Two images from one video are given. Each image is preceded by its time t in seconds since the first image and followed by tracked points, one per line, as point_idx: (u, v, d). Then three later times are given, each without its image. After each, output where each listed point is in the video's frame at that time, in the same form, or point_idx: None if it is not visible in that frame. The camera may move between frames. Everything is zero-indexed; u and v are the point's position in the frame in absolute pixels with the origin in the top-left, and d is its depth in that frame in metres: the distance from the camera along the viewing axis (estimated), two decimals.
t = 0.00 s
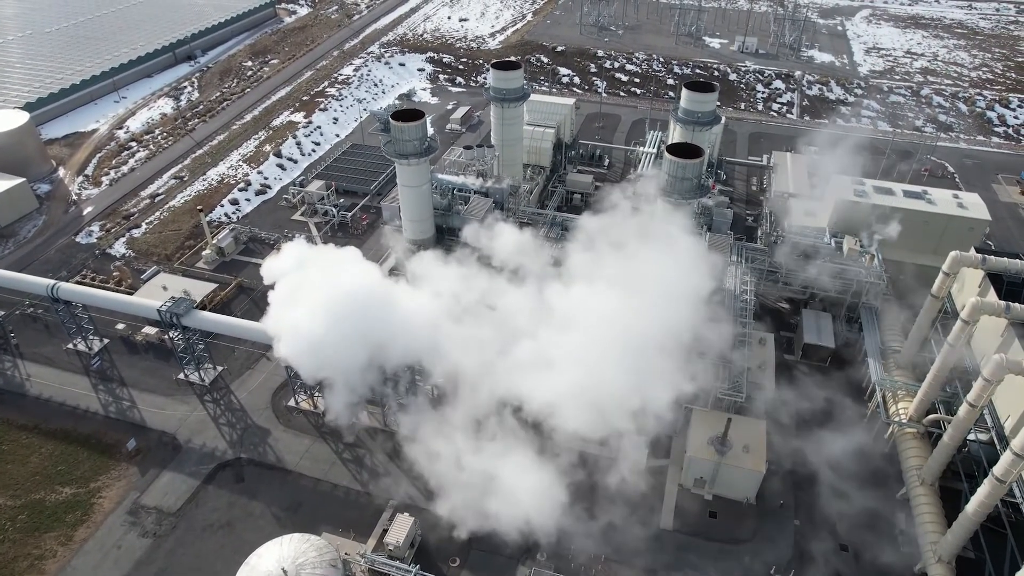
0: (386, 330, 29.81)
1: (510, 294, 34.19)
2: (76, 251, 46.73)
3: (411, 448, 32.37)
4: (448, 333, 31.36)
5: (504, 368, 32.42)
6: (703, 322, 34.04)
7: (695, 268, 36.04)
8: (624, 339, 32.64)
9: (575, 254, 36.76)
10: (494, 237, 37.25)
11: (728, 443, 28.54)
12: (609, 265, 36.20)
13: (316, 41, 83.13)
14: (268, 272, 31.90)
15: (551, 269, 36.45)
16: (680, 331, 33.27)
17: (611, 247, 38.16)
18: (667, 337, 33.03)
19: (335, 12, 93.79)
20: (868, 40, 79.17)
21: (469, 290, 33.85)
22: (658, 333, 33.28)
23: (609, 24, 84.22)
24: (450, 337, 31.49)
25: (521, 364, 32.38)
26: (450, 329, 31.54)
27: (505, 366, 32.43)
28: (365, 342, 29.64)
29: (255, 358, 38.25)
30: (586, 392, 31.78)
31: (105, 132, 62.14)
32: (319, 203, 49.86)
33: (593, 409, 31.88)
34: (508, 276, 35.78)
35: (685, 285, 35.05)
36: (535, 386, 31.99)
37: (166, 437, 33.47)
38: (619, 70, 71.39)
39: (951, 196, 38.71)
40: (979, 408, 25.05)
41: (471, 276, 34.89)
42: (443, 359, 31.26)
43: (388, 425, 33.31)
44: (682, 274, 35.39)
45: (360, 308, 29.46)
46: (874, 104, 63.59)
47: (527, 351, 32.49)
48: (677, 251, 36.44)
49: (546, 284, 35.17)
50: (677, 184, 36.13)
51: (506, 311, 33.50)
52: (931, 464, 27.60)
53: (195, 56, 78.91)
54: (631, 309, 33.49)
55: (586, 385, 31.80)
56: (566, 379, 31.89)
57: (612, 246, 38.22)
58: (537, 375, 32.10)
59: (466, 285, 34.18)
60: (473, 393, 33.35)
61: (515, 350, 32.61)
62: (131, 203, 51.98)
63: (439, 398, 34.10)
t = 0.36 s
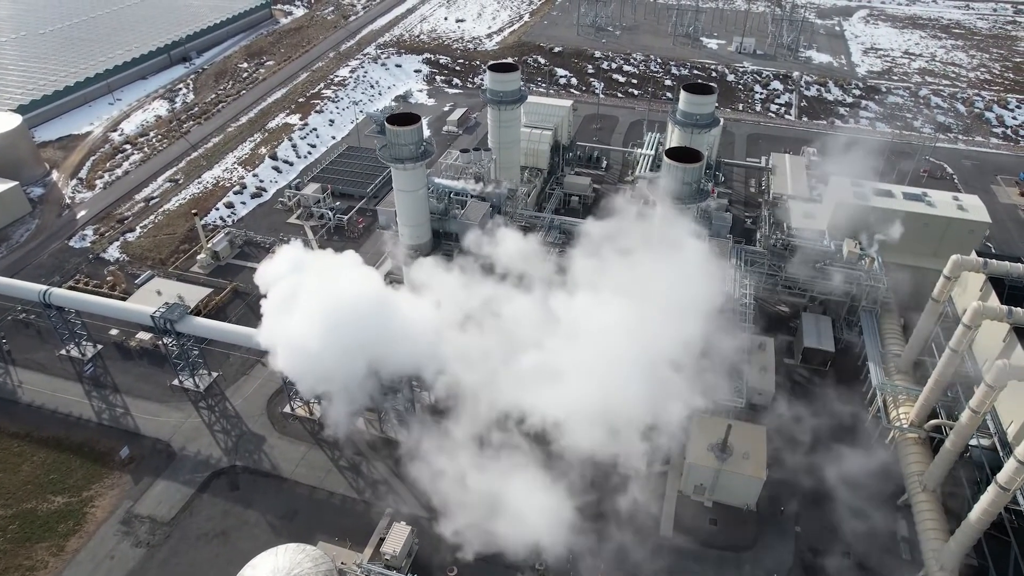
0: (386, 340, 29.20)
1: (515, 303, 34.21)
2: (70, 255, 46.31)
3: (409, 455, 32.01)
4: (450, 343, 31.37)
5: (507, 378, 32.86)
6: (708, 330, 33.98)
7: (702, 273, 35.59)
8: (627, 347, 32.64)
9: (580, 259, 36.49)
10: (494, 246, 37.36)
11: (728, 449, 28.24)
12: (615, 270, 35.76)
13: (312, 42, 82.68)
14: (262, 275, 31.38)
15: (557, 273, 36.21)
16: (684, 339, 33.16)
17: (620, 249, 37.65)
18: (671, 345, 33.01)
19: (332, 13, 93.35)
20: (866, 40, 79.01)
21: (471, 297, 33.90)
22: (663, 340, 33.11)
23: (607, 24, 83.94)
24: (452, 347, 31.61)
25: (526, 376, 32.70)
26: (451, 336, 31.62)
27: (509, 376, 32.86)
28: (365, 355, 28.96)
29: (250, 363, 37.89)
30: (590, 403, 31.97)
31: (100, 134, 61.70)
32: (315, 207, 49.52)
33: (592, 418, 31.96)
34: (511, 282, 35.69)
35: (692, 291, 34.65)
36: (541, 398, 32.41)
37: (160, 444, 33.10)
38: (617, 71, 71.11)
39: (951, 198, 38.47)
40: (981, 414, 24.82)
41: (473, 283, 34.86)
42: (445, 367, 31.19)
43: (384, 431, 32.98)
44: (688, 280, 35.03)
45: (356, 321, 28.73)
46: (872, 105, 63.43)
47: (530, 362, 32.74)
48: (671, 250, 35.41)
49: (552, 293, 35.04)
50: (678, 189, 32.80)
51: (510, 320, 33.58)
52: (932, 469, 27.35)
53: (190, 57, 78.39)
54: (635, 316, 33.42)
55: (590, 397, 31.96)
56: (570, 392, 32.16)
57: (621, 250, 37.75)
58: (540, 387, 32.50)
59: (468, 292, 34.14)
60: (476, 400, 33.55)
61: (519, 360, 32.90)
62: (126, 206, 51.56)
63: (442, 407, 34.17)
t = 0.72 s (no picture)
0: (385, 347, 29.04)
1: (520, 312, 33.25)
2: (63, 260, 45.84)
3: (406, 463, 31.66)
4: (452, 352, 30.86)
5: (511, 391, 31.64)
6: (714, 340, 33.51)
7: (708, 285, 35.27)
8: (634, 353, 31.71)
9: (583, 269, 36.35)
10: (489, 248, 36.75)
11: (728, 456, 27.96)
12: (623, 280, 34.90)
13: (308, 44, 82.28)
14: (256, 280, 30.96)
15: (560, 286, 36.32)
16: (692, 348, 32.46)
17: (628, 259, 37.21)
18: (680, 355, 31.94)
19: (328, 14, 92.96)
20: (864, 41, 78.86)
21: (474, 305, 33.39)
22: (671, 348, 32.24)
23: (604, 25, 83.68)
24: (453, 357, 30.72)
25: (531, 389, 31.49)
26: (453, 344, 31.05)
27: (512, 389, 31.64)
28: (362, 363, 28.81)
29: (245, 369, 37.51)
30: (596, 417, 30.71)
31: (94, 137, 61.22)
32: (311, 210, 49.12)
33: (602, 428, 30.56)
34: (510, 288, 35.47)
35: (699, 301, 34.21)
36: (544, 412, 31.17)
37: (154, 452, 32.69)
38: (614, 72, 70.84)
39: (951, 201, 38.17)
40: (984, 420, 24.56)
41: (475, 291, 34.46)
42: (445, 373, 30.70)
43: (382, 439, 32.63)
44: (697, 288, 34.36)
45: (354, 328, 28.54)
46: (870, 106, 63.26)
47: (535, 374, 31.53)
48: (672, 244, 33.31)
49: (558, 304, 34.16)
50: (676, 193, 31.22)
51: (515, 331, 32.64)
52: (935, 475, 27.10)
53: (185, 59, 77.87)
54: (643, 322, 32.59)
55: (596, 412, 30.69)
56: (576, 405, 30.96)
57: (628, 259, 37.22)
58: (545, 401, 31.25)
59: (470, 302, 33.50)
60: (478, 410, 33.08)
61: (523, 372, 31.71)
62: (120, 210, 51.11)
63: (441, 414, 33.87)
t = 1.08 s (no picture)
0: (382, 356, 28.45)
1: (525, 326, 33.61)
2: (56, 264, 45.39)
3: (403, 471, 31.31)
4: (455, 362, 30.60)
5: (515, 403, 31.81)
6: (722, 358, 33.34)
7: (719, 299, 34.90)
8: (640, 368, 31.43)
9: (590, 285, 36.35)
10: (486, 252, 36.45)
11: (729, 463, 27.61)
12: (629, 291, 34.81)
13: (304, 45, 81.87)
14: (252, 286, 30.52)
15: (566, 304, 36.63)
16: (699, 363, 32.14)
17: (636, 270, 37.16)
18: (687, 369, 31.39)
19: (324, 15, 92.50)
20: (862, 41, 78.67)
21: (479, 315, 33.72)
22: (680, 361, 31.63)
23: (601, 26, 83.43)
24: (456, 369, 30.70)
25: (534, 402, 31.45)
26: (455, 354, 30.74)
27: (517, 402, 31.79)
28: (359, 372, 28.29)
29: (240, 376, 37.13)
30: (600, 431, 30.30)
31: (87, 140, 60.76)
32: (307, 213, 48.71)
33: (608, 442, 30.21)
34: (514, 302, 35.81)
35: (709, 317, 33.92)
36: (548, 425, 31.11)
37: (148, 460, 32.29)
38: (612, 74, 70.56)
39: (952, 203, 37.83)
40: (987, 427, 24.27)
41: (478, 305, 34.62)
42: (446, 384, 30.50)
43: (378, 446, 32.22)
44: (710, 300, 33.73)
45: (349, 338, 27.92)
46: (869, 107, 63.07)
47: (539, 387, 31.53)
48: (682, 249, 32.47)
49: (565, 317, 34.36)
50: (675, 201, 30.77)
51: (519, 344, 32.95)
52: (937, 481, 26.81)
53: (180, 60, 77.36)
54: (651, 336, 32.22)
55: (600, 425, 30.32)
56: (579, 418, 30.73)
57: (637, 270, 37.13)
58: (549, 413, 31.17)
59: (475, 315, 33.71)
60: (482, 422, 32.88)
61: (527, 385, 31.84)
62: (114, 213, 50.66)
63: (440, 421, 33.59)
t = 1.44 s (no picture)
0: (377, 363, 27.98)
1: (531, 336, 33.58)
2: (50, 269, 45.00)
3: (401, 478, 31.00)
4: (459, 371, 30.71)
5: (521, 415, 31.68)
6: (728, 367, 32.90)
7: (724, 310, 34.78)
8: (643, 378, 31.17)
9: (593, 295, 36.12)
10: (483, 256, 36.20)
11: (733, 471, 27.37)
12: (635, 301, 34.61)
13: (301, 46, 81.51)
14: (247, 292, 30.13)
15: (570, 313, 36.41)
16: (706, 374, 31.93)
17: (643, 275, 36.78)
18: (692, 383, 31.27)
19: (321, 16, 92.12)
20: (860, 42, 78.57)
21: (486, 322, 33.73)
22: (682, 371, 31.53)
23: (599, 27, 83.24)
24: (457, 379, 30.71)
25: (541, 414, 31.26)
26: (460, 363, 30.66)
27: (523, 413, 31.64)
28: (355, 380, 27.89)
29: (236, 381, 36.80)
30: (607, 445, 30.03)
31: (83, 142, 60.36)
32: (303, 216, 48.41)
33: (613, 454, 29.85)
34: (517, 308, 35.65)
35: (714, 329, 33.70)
36: (555, 437, 30.80)
37: (142, 468, 31.93)
38: (610, 75, 70.35)
39: (952, 205, 37.63)
40: (990, 433, 24.03)
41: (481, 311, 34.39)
42: (444, 392, 30.49)
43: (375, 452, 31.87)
44: (713, 311, 33.94)
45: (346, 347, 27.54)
46: (867, 108, 62.93)
47: (545, 399, 31.36)
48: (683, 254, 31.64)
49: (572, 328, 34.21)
50: (674, 205, 29.29)
51: (524, 355, 32.84)
52: (939, 488, 26.54)
53: (176, 62, 76.96)
54: (654, 346, 32.11)
55: (608, 438, 30.08)
56: (586, 431, 30.47)
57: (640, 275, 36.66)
58: (555, 426, 30.94)
59: (480, 323, 33.59)
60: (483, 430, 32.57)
61: (533, 398, 31.70)
62: (109, 217, 50.25)
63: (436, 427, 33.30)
